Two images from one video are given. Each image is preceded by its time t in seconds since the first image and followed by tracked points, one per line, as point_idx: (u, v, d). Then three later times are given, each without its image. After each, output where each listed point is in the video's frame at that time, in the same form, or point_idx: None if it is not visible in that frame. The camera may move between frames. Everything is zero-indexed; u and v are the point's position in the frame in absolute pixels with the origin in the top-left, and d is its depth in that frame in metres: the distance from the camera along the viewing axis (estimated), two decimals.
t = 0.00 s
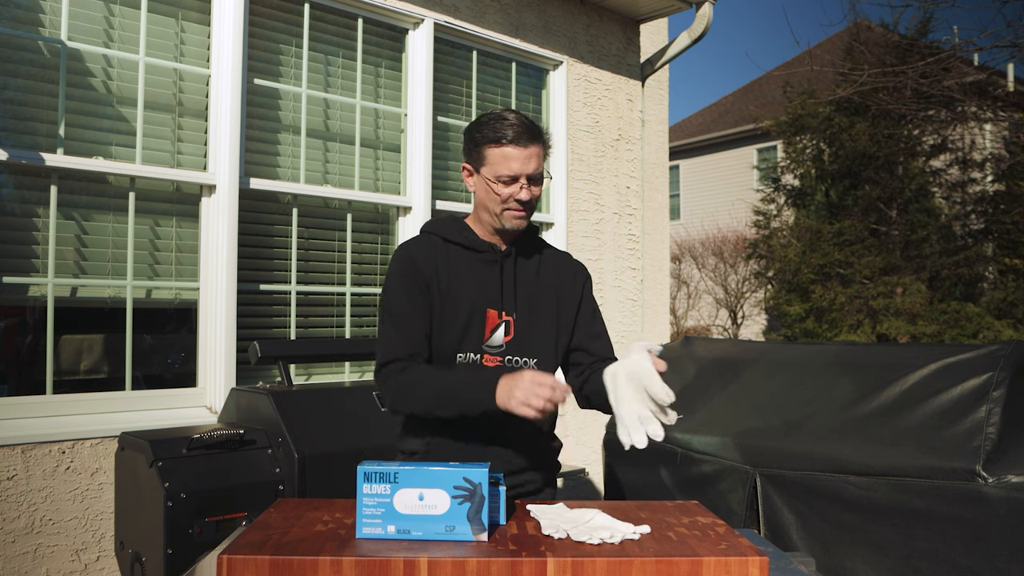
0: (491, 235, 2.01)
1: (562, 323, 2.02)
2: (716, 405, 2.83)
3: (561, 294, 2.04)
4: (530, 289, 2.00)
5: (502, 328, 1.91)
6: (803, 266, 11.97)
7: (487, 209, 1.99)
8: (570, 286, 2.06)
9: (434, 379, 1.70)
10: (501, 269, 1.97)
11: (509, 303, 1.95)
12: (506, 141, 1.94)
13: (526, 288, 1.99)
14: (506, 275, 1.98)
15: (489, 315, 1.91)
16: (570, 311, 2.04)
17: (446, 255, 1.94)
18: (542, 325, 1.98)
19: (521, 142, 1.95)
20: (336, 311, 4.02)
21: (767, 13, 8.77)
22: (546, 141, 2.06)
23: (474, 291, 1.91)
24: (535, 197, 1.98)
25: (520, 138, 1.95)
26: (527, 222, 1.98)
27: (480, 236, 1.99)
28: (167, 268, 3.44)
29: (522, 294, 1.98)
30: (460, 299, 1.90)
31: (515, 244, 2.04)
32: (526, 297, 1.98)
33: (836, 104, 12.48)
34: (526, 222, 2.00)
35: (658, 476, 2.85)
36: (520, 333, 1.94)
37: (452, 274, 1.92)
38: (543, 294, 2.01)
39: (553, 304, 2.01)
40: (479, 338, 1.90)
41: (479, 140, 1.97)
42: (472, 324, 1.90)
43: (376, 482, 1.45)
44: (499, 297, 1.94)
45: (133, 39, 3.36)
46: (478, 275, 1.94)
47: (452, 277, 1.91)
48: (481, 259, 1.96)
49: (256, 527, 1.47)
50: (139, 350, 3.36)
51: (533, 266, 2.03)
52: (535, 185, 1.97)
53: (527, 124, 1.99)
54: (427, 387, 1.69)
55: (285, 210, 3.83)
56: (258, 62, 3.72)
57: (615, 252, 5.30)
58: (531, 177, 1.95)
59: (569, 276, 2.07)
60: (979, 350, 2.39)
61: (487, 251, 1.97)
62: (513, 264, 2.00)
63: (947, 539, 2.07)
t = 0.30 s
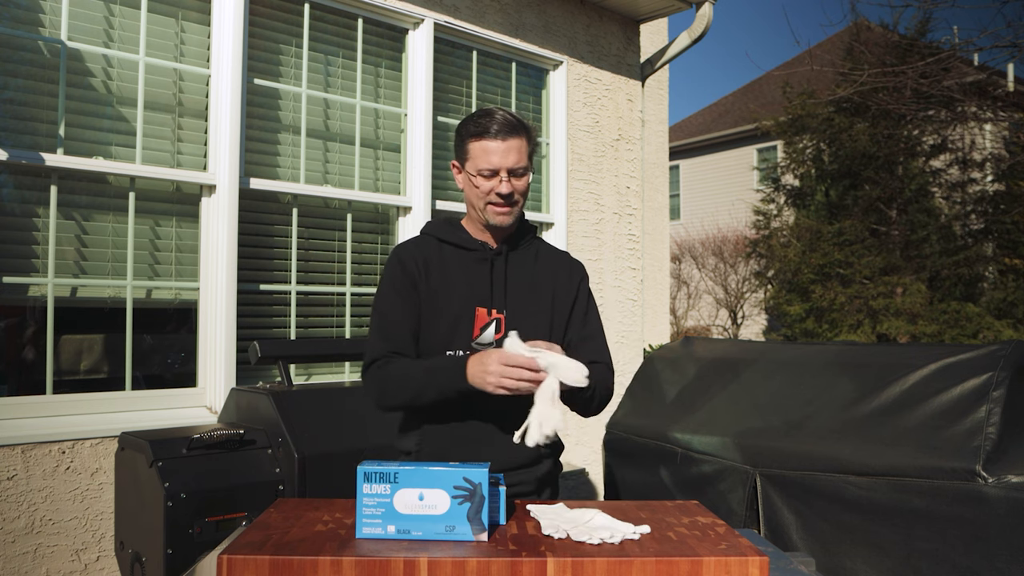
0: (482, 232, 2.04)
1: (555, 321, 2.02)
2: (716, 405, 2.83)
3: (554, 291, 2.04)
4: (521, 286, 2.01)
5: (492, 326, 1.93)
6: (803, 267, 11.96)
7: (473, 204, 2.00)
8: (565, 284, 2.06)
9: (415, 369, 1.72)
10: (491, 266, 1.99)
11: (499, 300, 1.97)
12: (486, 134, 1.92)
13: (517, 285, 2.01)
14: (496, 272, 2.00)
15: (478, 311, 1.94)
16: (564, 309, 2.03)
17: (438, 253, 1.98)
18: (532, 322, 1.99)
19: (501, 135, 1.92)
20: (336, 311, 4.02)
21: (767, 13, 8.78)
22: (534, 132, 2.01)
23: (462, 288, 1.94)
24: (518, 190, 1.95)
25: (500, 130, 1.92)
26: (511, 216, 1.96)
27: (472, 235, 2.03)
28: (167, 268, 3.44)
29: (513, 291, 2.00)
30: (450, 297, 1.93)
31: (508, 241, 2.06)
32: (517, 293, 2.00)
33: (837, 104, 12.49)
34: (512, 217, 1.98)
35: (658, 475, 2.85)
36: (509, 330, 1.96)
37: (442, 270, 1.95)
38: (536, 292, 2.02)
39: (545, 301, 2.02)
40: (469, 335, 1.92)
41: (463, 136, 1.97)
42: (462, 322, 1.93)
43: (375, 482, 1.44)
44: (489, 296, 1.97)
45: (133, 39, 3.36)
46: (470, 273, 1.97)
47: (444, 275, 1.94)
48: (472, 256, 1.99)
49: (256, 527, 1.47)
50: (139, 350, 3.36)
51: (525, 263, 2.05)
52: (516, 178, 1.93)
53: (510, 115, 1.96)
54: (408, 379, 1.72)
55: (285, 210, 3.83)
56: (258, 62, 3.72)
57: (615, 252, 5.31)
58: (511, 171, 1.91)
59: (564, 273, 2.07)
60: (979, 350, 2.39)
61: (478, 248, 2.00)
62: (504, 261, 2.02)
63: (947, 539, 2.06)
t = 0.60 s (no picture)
0: (477, 230, 2.06)
1: (549, 321, 2.01)
2: (716, 405, 2.83)
3: (549, 290, 2.03)
4: (514, 285, 2.01)
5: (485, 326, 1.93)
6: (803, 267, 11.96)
7: (467, 201, 2.01)
8: (561, 283, 2.04)
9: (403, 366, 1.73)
10: (485, 266, 2.00)
11: (491, 300, 1.98)
12: (481, 131, 1.94)
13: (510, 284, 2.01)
14: (489, 272, 2.00)
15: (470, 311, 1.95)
16: (559, 308, 2.02)
17: (432, 253, 2.00)
18: (525, 322, 1.99)
19: (495, 133, 1.93)
20: (336, 311, 4.02)
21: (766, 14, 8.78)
22: (533, 133, 2.02)
23: (453, 288, 1.96)
24: (510, 188, 1.96)
25: (494, 128, 1.93)
26: (502, 214, 1.97)
27: (467, 234, 2.05)
28: (167, 268, 3.44)
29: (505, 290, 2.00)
30: (442, 298, 1.95)
31: (503, 240, 2.06)
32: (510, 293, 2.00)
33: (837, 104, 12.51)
34: (504, 216, 1.99)
35: (658, 475, 2.85)
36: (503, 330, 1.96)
37: (434, 271, 1.97)
38: (530, 292, 2.02)
39: (539, 300, 2.01)
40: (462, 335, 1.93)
41: (459, 132, 1.99)
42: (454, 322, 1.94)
43: (375, 481, 1.44)
44: (482, 296, 1.97)
45: (133, 39, 3.36)
46: (463, 274, 1.98)
47: (437, 276, 1.96)
48: (466, 256, 2.00)
49: (256, 527, 1.47)
50: (139, 350, 3.36)
51: (520, 263, 2.05)
52: (509, 176, 1.94)
53: (507, 114, 1.97)
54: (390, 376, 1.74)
55: (285, 210, 3.83)
56: (258, 62, 3.72)
57: (615, 252, 5.30)
58: (503, 169, 1.92)
59: (561, 272, 2.06)
60: (979, 350, 2.39)
61: (473, 247, 2.01)
62: (498, 261, 2.02)
63: (947, 539, 2.06)
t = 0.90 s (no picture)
0: (474, 229, 2.06)
1: (545, 320, 2.00)
2: (716, 405, 2.83)
3: (546, 289, 2.03)
4: (511, 284, 2.01)
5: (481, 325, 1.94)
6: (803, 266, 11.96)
7: (463, 200, 2.01)
8: (557, 282, 2.04)
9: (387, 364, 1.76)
10: (481, 266, 2.01)
11: (487, 300, 1.99)
12: (477, 130, 1.94)
13: (507, 283, 2.01)
14: (486, 271, 2.01)
15: (467, 311, 1.96)
16: (555, 307, 2.01)
17: (430, 253, 2.03)
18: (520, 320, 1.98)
19: (491, 131, 1.93)
20: (336, 311, 4.02)
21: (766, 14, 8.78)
22: (531, 133, 2.02)
23: (447, 288, 1.98)
24: (505, 187, 1.96)
25: (491, 127, 1.93)
26: (496, 213, 1.97)
27: (465, 234, 2.06)
28: (167, 268, 3.44)
29: (501, 289, 2.00)
30: (438, 297, 1.97)
31: (501, 240, 2.07)
32: (507, 292, 2.00)
33: (837, 104, 12.51)
34: (499, 215, 1.99)
35: (658, 475, 2.85)
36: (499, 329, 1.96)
37: (430, 271, 2.00)
38: (526, 291, 2.01)
39: (536, 299, 2.01)
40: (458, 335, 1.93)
41: (458, 130, 2.00)
42: (449, 321, 1.96)
43: (375, 482, 1.44)
44: (477, 295, 1.99)
45: (133, 39, 3.36)
46: (460, 273, 2.00)
47: (434, 276, 1.99)
48: (463, 256, 2.02)
49: (256, 528, 1.47)
50: (139, 350, 3.36)
51: (517, 262, 2.05)
52: (504, 175, 1.94)
53: (504, 112, 1.97)
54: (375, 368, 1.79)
55: (285, 210, 3.83)
56: (258, 62, 3.72)
57: (615, 252, 5.30)
58: (498, 167, 1.92)
59: (558, 271, 2.05)
60: (979, 350, 2.39)
61: (470, 247, 2.03)
62: (495, 260, 2.03)
63: (947, 539, 2.06)
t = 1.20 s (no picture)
0: (474, 229, 2.05)
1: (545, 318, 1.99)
2: (716, 405, 2.83)
3: (546, 288, 2.02)
4: (510, 282, 2.01)
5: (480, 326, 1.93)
6: (802, 266, 11.97)
7: (462, 200, 2.01)
8: (556, 281, 2.03)
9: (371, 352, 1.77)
10: (480, 265, 2.02)
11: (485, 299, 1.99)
12: (475, 129, 1.94)
13: (506, 282, 2.01)
14: (485, 271, 2.02)
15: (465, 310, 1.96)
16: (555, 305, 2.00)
17: (429, 253, 2.05)
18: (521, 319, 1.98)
19: (489, 131, 1.93)
20: (336, 311, 4.03)
21: (766, 14, 8.78)
22: (530, 133, 2.02)
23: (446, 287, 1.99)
24: (503, 186, 1.95)
25: (488, 126, 1.94)
26: (494, 213, 1.96)
27: (463, 234, 2.06)
28: (167, 268, 3.44)
29: (500, 288, 2.00)
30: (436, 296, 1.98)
31: (500, 240, 2.06)
32: (506, 291, 2.00)
33: (837, 104, 12.51)
34: (497, 214, 1.98)
35: (658, 475, 2.85)
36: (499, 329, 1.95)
37: (429, 270, 2.01)
38: (526, 289, 2.01)
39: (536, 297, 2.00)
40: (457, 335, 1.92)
41: (456, 130, 2.00)
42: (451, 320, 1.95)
43: (375, 481, 1.44)
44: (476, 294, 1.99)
45: (133, 39, 3.36)
46: (458, 272, 2.01)
47: (432, 276, 2.00)
48: (462, 256, 2.03)
49: (256, 527, 1.47)
50: (139, 350, 3.36)
51: (516, 261, 2.05)
52: (501, 174, 1.93)
53: (502, 113, 1.97)
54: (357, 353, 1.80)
55: (285, 210, 3.83)
56: (258, 62, 3.72)
57: (615, 252, 5.30)
58: (496, 167, 1.92)
59: (557, 269, 2.05)
60: (979, 350, 2.39)
61: (469, 247, 2.03)
62: (494, 260, 2.03)
63: (947, 539, 2.06)
